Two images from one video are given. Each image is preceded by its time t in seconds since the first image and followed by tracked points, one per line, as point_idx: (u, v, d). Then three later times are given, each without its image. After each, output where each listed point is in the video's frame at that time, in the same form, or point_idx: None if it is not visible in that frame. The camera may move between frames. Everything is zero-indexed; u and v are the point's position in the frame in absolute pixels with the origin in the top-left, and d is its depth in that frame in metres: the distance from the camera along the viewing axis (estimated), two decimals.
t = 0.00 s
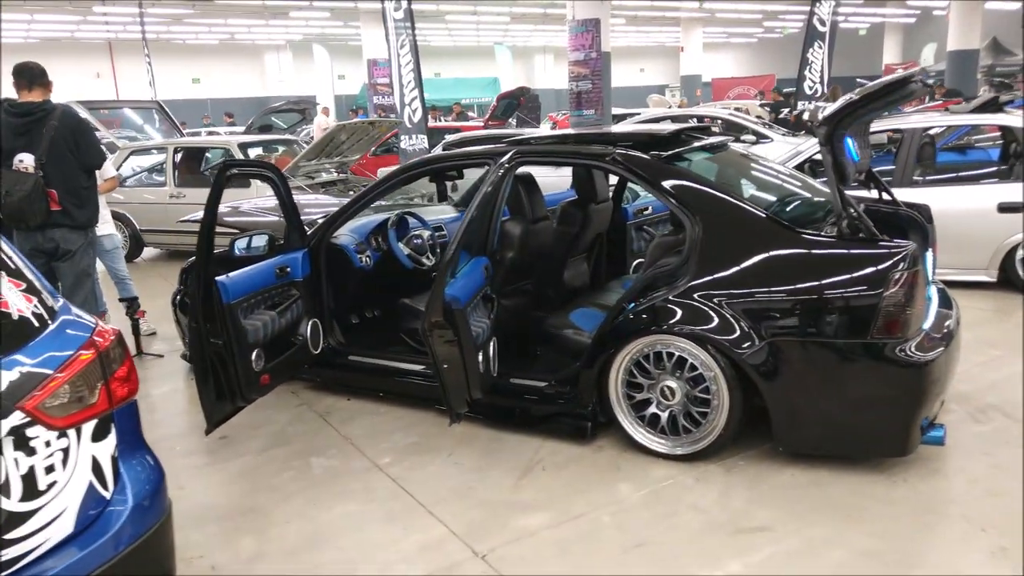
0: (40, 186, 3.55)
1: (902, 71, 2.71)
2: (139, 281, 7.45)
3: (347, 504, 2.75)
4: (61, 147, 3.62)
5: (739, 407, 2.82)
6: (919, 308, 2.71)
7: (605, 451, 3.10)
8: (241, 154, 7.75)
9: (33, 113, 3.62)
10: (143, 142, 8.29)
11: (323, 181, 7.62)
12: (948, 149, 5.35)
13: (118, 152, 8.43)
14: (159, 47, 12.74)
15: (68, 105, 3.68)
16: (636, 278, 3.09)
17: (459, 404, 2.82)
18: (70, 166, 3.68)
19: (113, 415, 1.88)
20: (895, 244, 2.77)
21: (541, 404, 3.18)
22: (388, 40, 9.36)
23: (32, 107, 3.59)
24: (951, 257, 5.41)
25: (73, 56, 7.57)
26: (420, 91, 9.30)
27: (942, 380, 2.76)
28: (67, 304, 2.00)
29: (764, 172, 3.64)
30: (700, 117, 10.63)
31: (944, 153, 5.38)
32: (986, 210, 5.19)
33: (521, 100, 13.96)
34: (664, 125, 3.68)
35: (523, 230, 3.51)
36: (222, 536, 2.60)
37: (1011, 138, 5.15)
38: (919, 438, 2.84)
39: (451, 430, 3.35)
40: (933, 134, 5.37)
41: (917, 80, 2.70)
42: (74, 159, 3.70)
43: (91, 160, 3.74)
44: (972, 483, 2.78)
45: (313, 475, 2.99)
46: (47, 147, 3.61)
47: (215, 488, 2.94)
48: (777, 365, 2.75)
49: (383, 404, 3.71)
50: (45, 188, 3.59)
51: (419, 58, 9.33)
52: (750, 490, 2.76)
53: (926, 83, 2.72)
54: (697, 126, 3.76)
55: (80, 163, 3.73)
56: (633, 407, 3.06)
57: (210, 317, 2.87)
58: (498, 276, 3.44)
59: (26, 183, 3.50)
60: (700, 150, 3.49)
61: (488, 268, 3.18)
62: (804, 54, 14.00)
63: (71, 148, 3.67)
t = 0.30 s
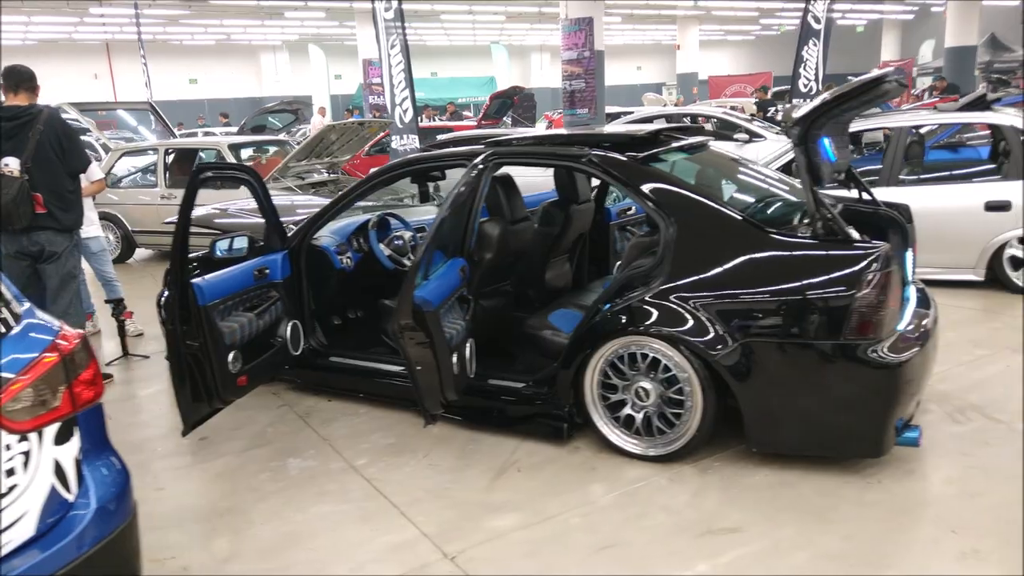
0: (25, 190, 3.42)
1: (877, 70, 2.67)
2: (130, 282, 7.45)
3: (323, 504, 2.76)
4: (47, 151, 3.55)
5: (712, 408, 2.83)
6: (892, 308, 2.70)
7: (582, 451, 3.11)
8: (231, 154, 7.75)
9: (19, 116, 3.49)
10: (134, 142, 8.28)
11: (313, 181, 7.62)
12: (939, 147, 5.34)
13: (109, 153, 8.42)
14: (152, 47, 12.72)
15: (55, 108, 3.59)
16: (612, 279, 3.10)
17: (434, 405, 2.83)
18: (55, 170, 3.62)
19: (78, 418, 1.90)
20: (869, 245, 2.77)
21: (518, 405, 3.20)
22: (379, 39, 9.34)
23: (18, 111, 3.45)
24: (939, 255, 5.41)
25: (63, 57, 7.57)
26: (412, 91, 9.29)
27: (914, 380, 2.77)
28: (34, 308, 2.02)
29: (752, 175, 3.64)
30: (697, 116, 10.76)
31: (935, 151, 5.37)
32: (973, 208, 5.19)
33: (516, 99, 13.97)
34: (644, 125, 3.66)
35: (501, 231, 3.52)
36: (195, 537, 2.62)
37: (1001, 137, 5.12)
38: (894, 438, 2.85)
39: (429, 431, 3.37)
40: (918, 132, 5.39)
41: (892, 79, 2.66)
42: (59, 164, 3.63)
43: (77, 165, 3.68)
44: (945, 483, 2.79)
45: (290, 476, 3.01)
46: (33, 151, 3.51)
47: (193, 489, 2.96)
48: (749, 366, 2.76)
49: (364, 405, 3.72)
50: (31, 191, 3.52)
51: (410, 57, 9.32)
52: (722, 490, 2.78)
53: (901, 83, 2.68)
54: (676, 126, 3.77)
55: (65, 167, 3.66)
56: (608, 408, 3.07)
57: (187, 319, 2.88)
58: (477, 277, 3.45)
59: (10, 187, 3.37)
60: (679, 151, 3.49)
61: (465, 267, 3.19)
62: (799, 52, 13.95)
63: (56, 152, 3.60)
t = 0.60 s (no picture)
0: (21, 193, 3.46)
1: (859, 71, 2.61)
2: (139, 280, 7.55)
3: (303, 506, 2.79)
4: (42, 154, 3.56)
5: (692, 414, 2.81)
6: (876, 315, 2.65)
7: (565, 456, 3.11)
8: (239, 155, 7.80)
9: (16, 121, 3.55)
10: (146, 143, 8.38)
11: (320, 182, 7.67)
12: (954, 147, 5.23)
13: (121, 153, 8.54)
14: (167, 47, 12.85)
15: (53, 113, 3.64)
16: (594, 284, 3.09)
17: (412, 408, 2.85)
18: (52, 174, 3.62)
19: (44, 420, 1.93)
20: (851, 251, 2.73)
21: (502, 408, 3.21)
22: (386, 41, 9.40)
23: (14, 115, 3.52)
24: (944, 258, 5.31)
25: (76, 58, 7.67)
26: (418, 92, 9.32)
27: (900, 388, 2.72)
28: (3, 311, 2.07)
29: (754, 184, 3.60)
30: (708, 116, 10.70)
31: (951, 150, 5.26)
32: (978, 209, 5.10)
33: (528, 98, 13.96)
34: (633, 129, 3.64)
35: (488, 233, 3.51)
36: (176, 537, 2.65)
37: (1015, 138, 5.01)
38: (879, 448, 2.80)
39: (415, 433, 3.38)
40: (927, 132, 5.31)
41: (874, 80, 2.60)
42: (56, 168, 3.63)
43: (74, 168, 3.68)
44: (929, 492, 2.75)
45: (274, 477, 3.04)
46: (28, 154, 3.54)
47: (178, 488, 3.00)
48: (728, 372, 2.73)
49: (354, 407, 3.74)
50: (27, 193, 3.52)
51: (417, 58, 9.35)
52: (700, 496, 2.76)
53: (882, 85, 2.64)
54: (665, 129, 3.75)
55: (62, 171, 3.66)
56: (590, 414, 3.06)
57: (172, 321, 2.90)
58: (462, 279, 3.46)
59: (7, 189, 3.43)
60: (667, 154, 3.45)
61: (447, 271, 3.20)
62: (815, 49, 13.76)
63: (52, 155, 3.61)
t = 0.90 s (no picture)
0: (34, 191, 3.57)
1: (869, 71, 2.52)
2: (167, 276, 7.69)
3: (297, 508, 2.78)
4: (56, 154, 3.64)
5: (692, 424, 2.73)
6: (885, 324, 2.55)
7: (565, 462, 3.05)
8: (266, 154, 7.86)
9: (33, 121, 3.65)
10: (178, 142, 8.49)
11: (344, 181, 7.69)
12: (996, 147, 5.03)
13: (153, 151, 8.70)
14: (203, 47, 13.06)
15: (69, 115, 3.71)
16: (597, 288, 3.02)
17: (409, 411, 2.82)
18: (65, 174, 3.70)
19: (24, 420, 1.97)
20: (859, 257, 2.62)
21: (504, 413, 3.17)
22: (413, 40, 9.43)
23: (30, 115, 3.61)
24: (976, 264, 5.09)
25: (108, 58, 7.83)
26: (445, 91, 9.31)
27: (910, 400, 2.61)
28: None
29: (776, 190, 3.48)
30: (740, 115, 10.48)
31: (990, 151, 5.07)
32: (1015, 213, 4.87)
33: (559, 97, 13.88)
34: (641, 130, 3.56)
35: (494, 235, 3.47)
36: (170, 535, 2.67)
37: None
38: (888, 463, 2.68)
39: (416, 435, 3.36)
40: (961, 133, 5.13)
41: (885, 82, 2.51)
42: (70, 169, 3.72)
43: (88, 170, 3.76)
44: (940, 511, 2.63)
45: (272, 477, 3.04)
46: (42, 155, 3.63)
47: (179, 486, 3.02)
48: (730, 381, 2.65)
49: (359, 408, 3.74)
50: (39, 191, 3.62)
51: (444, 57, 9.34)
52: (699, 509, 2.68)
53: (894, 87, 2.54)
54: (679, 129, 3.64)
55: (76, 173, 3.74)
56: (590, 420, 3.00)
57: (173, 322, 2.92)
58: (467, 282, 3.42)
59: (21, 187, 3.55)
60: (676, 156, 3.35)
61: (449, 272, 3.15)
62: (855, 46, 13.36)
63: (67, 156, 3.69)
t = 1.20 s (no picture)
0: (14, 188, 3.60)
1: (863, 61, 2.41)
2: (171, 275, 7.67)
3: (266, 517, 2.69)
4: (36, 152, 3.63)
5: (677, 432, 2.58)
6: (878, 327, 2.41)
7: (546, 470, 2.93)
8: (269, 151, 7.87)
9: (13, 118, 3.63)
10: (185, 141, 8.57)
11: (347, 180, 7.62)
12: (1015, 142, 4.84)
13: (160, 150, 8.72)
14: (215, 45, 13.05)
15: (49, 112, 3.70)
16: (580, 289, 2.88)
17: (385, 417, 2.70)
18: (46, 172, 3.68)
19: None
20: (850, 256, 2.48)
21: (487, 418, 3.03)
22: (420, 34, 9.27)
23: (9, 112, 3.61)
24: (991, 263, 4.89)
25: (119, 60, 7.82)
26: (453, 87, 9.19)
27: (903, 406, 2.47)
28: None
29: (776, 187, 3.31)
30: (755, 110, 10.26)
31: (1009, 146, 4.87)
32: None
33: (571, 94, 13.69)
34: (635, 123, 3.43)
35: (480, 233, 3.35)
36: (134, 545, 2.59)
37: None
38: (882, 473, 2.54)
39: (396, 440, 3.26)
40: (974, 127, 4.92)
41: (878, 73, 2.40)
42: (52, 167, 3.70)
43: (70, 167, 3.74)
44: (939, 526, 2.47)
45: (244, 484, 2.96)
46: (23, 152, 3.62)
47: (150, 494, 2.95)
48: (715, 386, 2.51)
49: (342, 412, 3.64)
50: (19, 189, 3.62)
51: (452, 53, 9.21)
52: (682, 522, 2.55)
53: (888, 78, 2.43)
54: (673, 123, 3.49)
55: (59, 170, 3.72)
56: (573, 426, 2.86)
57: (142, 322, 2.85)
58: (452, 282, 3.29)
59: (1, 184, 3.58)
60: (666, 151, 3.20)
61: (429, 272, 3.03)
62: (875, 40, 12.93)
63: (48, 153, 3.68)
